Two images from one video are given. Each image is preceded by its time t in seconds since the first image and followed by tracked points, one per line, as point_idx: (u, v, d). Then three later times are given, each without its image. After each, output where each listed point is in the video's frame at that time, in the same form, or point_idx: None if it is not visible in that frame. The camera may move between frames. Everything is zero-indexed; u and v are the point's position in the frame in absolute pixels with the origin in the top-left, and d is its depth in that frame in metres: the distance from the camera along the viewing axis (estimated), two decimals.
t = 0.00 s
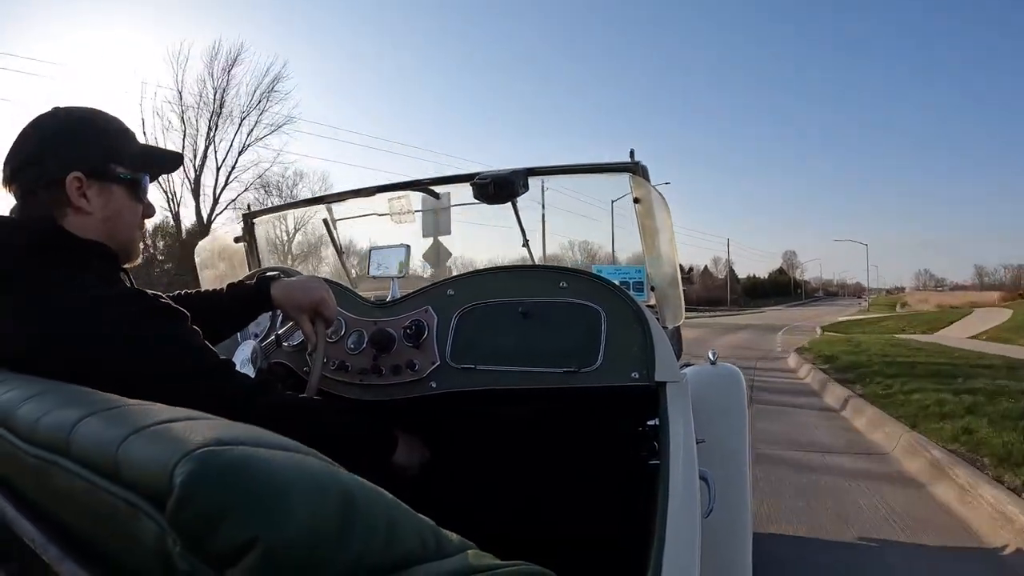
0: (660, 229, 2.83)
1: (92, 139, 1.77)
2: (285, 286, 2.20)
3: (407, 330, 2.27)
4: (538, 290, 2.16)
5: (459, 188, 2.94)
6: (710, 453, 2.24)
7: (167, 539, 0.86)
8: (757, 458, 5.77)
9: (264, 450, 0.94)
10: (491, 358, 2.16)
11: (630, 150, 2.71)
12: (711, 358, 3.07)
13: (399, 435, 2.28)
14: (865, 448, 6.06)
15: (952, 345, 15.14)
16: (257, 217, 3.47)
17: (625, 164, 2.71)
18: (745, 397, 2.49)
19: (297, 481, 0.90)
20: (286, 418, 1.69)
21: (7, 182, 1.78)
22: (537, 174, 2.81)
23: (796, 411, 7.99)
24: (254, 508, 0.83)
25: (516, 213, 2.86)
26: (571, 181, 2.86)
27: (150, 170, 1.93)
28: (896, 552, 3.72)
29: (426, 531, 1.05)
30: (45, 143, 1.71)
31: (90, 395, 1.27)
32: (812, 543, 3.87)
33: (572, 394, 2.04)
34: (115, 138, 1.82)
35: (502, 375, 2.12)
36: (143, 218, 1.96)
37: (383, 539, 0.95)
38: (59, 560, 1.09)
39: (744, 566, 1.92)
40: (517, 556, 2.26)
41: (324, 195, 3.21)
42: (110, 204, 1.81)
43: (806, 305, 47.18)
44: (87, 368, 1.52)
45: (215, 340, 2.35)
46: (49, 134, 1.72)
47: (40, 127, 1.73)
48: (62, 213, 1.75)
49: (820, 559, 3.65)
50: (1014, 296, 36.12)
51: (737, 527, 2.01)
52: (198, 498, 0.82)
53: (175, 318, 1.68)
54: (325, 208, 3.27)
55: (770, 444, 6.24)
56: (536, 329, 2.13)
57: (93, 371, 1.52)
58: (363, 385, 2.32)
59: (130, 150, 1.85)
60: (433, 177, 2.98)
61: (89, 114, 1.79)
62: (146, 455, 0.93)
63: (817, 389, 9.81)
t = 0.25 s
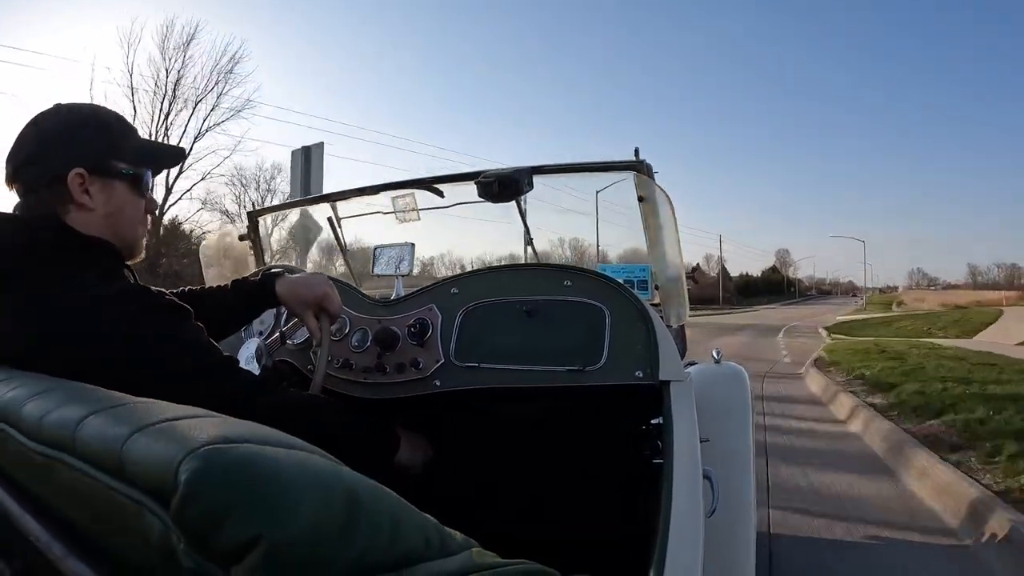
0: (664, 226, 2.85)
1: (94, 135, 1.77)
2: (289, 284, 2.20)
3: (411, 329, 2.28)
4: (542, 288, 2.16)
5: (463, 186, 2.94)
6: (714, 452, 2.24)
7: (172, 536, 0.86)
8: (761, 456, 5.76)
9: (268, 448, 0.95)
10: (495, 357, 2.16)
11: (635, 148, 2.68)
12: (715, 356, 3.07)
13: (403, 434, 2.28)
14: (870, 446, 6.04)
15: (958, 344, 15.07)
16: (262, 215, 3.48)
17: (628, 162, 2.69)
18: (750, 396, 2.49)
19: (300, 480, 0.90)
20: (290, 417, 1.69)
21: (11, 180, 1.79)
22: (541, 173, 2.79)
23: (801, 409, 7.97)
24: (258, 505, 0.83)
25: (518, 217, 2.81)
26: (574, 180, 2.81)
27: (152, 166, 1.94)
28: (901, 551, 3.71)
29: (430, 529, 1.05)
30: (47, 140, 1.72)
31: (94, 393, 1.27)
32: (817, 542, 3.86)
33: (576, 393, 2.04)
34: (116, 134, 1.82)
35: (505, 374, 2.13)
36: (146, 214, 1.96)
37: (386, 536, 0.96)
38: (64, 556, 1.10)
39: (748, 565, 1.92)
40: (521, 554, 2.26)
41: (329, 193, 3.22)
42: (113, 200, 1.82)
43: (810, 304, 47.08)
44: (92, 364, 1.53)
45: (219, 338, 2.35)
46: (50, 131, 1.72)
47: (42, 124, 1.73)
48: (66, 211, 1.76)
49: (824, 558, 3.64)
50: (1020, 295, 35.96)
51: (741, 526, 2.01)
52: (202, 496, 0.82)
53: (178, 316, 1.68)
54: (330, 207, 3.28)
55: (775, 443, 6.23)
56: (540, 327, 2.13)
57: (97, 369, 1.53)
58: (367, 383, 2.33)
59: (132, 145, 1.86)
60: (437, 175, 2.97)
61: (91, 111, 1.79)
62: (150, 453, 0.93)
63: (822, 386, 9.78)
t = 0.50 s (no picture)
0: (669, 225, 2.84)
1: (97, 134, 1.77)
2: (293, 281, 2.20)
3: (414, 326, 2.28)
4: (545, 286, 2.16)
5: (466, 183, 2.93)
6: (717, 451, 2.24)
7: (175, 533, 0.86)
8: (764, 454, 5.75)
9: (272, 445, 0.95)
10: (498, 354, 2.17)
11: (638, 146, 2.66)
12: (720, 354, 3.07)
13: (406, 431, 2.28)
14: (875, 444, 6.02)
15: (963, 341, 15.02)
16: (266, 212, 3.48)
17: (632, 160, 2.67)
18: (753, 395, 2.48)
19: (304, 478, 0.90)
20: (293, 414, 1.70)
21: (14, 179, 1.79)
22: (545, 171, 2.77)
23: (805, 405, 7.95)
24: (261, 502, 0.83)
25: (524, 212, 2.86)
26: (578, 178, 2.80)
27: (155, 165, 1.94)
28: (905, 549, 3.71)
29: (433, 527, 1.05)
30: (50, 138, 1.72)
31: (98, 391, 1.27)
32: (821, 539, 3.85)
33: (579, 391, 2.04)
34: (119, 132, 1.83)
35: (509, 371, 2.13)
36: (149, 212, 1.97)
37: (390, 534, 0.96)
38: (68, 552, 1.11)
39: (751, 563, 1.92)
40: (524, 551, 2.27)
41: (332, 191, 3.21)
42: (116, 199, 1.82)
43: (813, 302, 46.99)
44: (96, 361, 1.54)
45: (222, 335, 2.36)
46: (53, 129, 1.72)
47: (45, 122, 1.74)
48: (69, 209, 1.76)
49: (828, 555, 3.64)
50: None
51: (744, 525, 2.01)
52: (205, 494, 0.82)
53: (182, 313, 1.69)
54: (334, 204, 3.27)
55: (778, 440, 6.22)
56: (544, 325, 2.13)
57: (100, 366, 1.53)
58: (371, 380, 2.33)
59: (135, 144, 1.86)
60: (440, 172, 2.97)
61: (93, 110, 1.79)
62: (154, 450, 0.93)
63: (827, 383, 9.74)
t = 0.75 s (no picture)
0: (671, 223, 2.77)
1: (100, 131, 1.78)
2: (295, 278, 2.21)
3: (416, 324, 2.28)
4: (547, 284, 2.16)
5: (469, 181, 2.93)
6: (719, 450, 2.24)
7: (177, 530, 0.87)
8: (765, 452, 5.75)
9: (274, 442, 0.95)
10: (500, 352, 2.17)
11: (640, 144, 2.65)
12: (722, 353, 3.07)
13: (408, 428, 2.28)
14: (877, 443, 6.02)
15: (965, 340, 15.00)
16: (269, 210, 3.49)
17: (633, 158, 2.67)
18: (755, 394, 2.48)
19: (305, 474, 0.90)
20: (295, 411, 1.70)
21: (18, 175, 1.80)
22: (547, 168, 2.78)
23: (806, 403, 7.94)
24: (263, 498, 0.84)
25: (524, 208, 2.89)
26: (580, 176, 2.80)
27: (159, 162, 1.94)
28: (906, 547, 3.71)
29: (434, 524, 1.05)
30: (54, 136, 1.72)
31: (100, 387, 1.28)
32: (821, 537, 3.85)
33: (581, 389, 2.05)
34: (123, 130, 1.83)
35: (511, 369, 2.14)
36: (152, 209, 1.97)
37: (391, 531, 0.96)
38: (70, 549, 1.11)
39: (752, 562, 1.92)
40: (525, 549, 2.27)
41: (334, 187, 3.20)
42: (119, 196, 1.82)
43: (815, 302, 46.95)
44: (99, 358, 1.54)
45: (224, 333, 2.36)
46: (57, 126, 1.73)
47: (49, 119, 1.74)
48: (72, 205, 1.76)
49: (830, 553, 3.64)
50: None
51: (745, 524, 2.01)
52: (207, 492, 0.82)
53: (184, 311, 1.69)
54: (336, 201, 3.27)
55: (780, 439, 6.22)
56: (546, 323, 2.13)
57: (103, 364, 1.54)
58: (373, 378, 2.34)
59: (139, 141, 1.86)
60: (443, 170, 2.97)
61: (97, 107, 1.80)
62: (155, 446, 0.94)
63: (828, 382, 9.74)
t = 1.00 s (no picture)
0: (674, 225, 2.80)
1: (100, 131, 1.78)
2: (296, 278, 2.21)
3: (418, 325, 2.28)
4: (550, 285, 2.16)
5: (471, 183, 2.92)
6: (720, 452, 2.24)
7: (177, 530, 0.87)
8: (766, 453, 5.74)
9: (276, 443, 0.95)
10: (501, 354, 2.17)
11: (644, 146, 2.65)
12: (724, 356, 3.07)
13: (410, 429, 2.29)
14: (878, 445, 6.01)
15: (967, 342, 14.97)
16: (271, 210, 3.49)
17: (637, 161, 2.67)
18: (757, 396, 2.48)
19: (306, 474, 0.90)
20: (297, 411, 1.70)
21: (18, 174, 1.80)
22: (551, 171, 2.77)
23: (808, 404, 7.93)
24: (263, 500, 0.83)
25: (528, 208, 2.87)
26: (583, 177, 2.80)
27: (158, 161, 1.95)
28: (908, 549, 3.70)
29: (436, 527, 1.05)
30: (53, 135, 1.72)
31: (101, 388, 1.28)
32: (823, 539, 3.85)
33: (582, 390, 2.04)
34: (122, 129, 1.83)
35: (513, 370, 2.14)
36: (152, 208, 1.97)
37: (392, 534, 0.96)
38: (71, 549, 1.11)
39: (752, 564, 1.92)
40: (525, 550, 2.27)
41: (336, 190, 3.22)
42: (118, 195, 1.82)
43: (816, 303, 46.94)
44: (100, 358, 1.54)
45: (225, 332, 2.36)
46: (56, 126, 1.73)
47: (48, 119, 1.74)
48: (72, 205, 1.76)
49: (831, 553, 3.64)
50: None
51: (746, 526, 2.00)
52: (208, 492, 0.82)
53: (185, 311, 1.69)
54: (338, 203, 3.27)
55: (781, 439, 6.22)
56: (548, 325, 2.13)
57: (104, 363, 1.54)
58: (374, 379, 2.34)
59: (139, 141, 1.86)
60: (445, 172, 2.96)
61: (96, 106, 1.79)
62: (156, 447, 0.94)
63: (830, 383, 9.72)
